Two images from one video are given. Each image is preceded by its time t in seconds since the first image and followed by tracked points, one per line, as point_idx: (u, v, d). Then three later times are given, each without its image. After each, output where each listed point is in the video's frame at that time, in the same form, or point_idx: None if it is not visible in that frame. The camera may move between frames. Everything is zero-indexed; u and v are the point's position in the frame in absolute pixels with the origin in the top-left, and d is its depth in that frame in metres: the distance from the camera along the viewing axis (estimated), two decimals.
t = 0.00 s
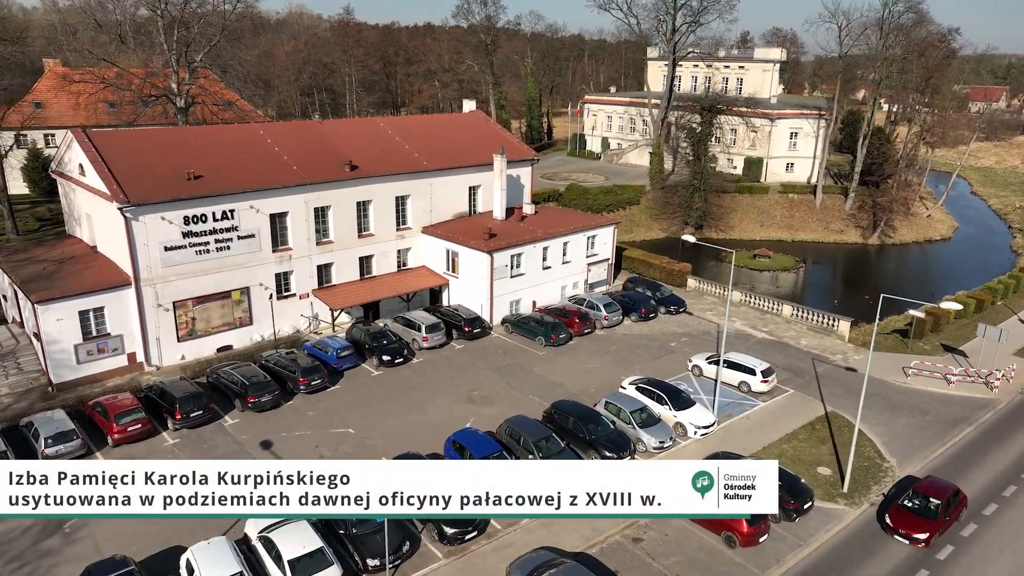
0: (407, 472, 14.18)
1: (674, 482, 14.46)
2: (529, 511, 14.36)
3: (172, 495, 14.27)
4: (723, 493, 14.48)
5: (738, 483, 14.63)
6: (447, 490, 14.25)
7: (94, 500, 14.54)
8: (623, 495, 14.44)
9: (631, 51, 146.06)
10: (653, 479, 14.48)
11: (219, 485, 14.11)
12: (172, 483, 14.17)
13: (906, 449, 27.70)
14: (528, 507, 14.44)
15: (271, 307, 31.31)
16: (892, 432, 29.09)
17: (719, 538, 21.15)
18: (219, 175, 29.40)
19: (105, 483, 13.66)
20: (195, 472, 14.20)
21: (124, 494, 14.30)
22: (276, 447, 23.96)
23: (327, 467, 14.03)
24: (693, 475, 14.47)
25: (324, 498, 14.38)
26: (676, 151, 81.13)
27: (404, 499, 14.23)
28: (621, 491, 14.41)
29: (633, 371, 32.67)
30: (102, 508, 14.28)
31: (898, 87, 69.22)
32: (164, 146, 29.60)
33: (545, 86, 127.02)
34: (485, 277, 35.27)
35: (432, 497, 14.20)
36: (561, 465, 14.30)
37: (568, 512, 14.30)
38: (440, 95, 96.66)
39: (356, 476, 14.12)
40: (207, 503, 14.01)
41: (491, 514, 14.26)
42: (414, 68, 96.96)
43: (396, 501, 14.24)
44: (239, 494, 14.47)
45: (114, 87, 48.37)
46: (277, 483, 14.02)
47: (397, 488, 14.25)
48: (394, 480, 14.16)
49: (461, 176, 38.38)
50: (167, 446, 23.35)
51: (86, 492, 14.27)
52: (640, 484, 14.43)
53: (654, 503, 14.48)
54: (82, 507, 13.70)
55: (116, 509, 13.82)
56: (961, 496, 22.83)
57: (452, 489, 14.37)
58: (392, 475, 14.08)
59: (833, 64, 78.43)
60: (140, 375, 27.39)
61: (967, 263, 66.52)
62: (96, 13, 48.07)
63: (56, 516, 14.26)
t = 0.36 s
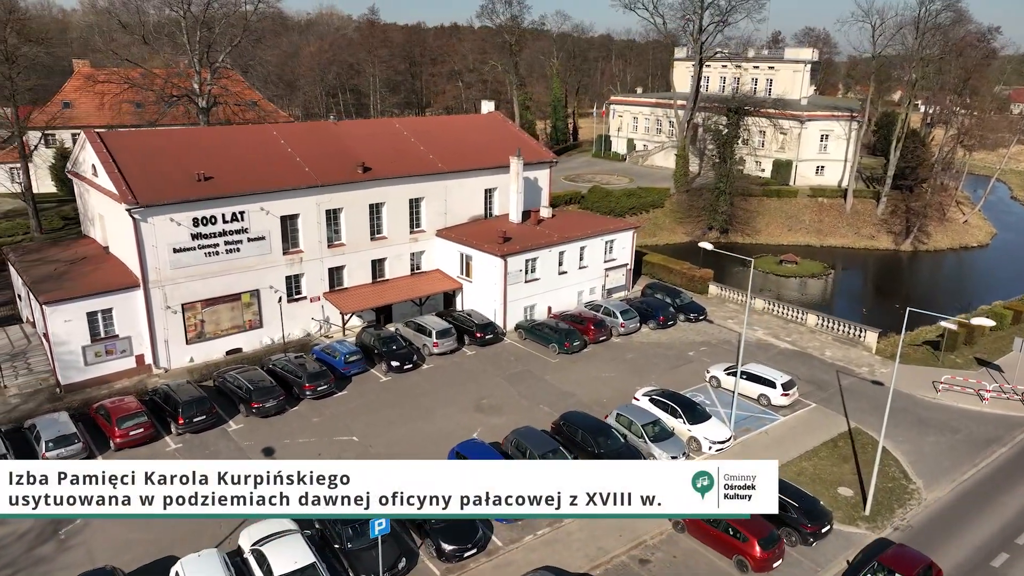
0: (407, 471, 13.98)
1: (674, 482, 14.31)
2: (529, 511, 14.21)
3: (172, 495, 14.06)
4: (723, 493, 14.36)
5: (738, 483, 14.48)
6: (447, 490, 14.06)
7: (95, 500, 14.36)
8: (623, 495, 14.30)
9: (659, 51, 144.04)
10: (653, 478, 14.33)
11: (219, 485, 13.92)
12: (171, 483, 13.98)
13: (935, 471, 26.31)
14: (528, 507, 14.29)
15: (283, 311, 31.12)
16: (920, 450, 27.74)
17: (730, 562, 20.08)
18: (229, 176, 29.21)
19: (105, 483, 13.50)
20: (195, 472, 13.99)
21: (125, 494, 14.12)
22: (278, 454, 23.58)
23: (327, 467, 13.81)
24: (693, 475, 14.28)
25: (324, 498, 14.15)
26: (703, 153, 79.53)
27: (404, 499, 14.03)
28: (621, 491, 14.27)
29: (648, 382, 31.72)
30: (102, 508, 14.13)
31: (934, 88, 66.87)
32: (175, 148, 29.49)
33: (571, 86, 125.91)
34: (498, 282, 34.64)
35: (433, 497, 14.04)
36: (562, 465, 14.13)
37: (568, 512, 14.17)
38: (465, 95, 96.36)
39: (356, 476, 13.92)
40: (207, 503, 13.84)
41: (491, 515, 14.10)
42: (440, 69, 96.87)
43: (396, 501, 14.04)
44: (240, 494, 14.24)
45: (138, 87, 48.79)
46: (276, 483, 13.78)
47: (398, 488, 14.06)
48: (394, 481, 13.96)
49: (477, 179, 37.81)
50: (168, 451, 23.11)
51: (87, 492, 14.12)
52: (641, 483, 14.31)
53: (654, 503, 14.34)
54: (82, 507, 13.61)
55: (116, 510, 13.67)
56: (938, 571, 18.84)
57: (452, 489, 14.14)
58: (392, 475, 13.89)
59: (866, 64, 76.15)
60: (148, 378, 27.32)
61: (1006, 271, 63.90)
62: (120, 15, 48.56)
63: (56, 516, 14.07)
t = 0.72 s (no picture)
0: (407, 471, 13.34)
1: (674, 480, 13.65)
2: (529, 512, 13.50)
3: (171, 495, 13.37)
4: (723, 493, 13.60)
5: (738, 483, 13.72)
6: (447, 489, 13.41)
7: (95, 499, 13.67)
8: (623, 494, 13.66)
9: (689, 51, 141.98)
10: (652, 478, 13.69)
11: (219, 485, 13.25)
12: (172, 483, 13.31)
13: (966, 495, 24.85)
14: (528, 507, 13.57)
15: (293, 314, 30.83)
16: (950, 473, 26.28)
17: None
18: (240, 178, 28.99)
19: (104, 484, 12.82)
20: (195, 471, 13.33)
21: (124, 494, 13.42)
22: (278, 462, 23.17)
23: (327, 466, 13.17)
24: (692, 475, 13.60)
25: (324, 498, 13.47)
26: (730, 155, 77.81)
27: (404, 499, 13.37)
28: (621, 491, 13.66)
29: (664, 393, 30.70)
30: (102, 508, 13.42)
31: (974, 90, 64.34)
32: (187, 149, 29.36)
33: (598, 87, 124.73)
34: (512, 287, 33.92)
35: (433, 496, 13.39)
36: (562, 463, 13.49)
37: (568, 512, 13.48)
38: (490, 96, 95.92)
39: (356, 476, 13.25)
40: (207, 503, 13.16)
41: (491, 515, 13.38)
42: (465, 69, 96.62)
43: (396, 501, 13.36)
44: (240, 494, 13.57)
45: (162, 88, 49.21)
46: (276, 483, 13.12)
47: (398, 487, 13.40)
48: (394, 480, 13.30)
49: (494, 182, 37.15)
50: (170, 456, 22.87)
51: (86, 492, 13.41)
52: (641, 483, 13.69)
53: (654, 503, 13.68)
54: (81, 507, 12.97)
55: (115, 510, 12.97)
56: None
57: (451, 488, 13.48)
58: (393, 474, 13.25)
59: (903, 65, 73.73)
60: (155, 380, 27.29)
61: None
62: (145, 17, 49.01)
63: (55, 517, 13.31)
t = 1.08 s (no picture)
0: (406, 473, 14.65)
1: (675, 484, 15.42)
2: (530, 511, 14.93)
3: (172, 495, 14.69)
4: (723, 492, 15.43)
5: (736, 484, 15.58)
6: (447, 490, 14.74)
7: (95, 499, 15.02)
8: (624, 495, 15.29)
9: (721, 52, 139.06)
10: (654, 480, 15.40)
11: (219, 485, 14.59)
12: (172, 483, 14.60)
13: (1000, 523, 23.39)
14: (528, 507, 15.00)
15: (304, 318, 30.55)
16: (984, 497, 24.82)
17: None
18: (251, 180, 28.76)
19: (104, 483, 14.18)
20: (196, 471, 14.62)
21: (124, 494, 14.74)
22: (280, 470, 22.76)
23: (327, 467, 14.52)
24: (694, 475, 15.38)
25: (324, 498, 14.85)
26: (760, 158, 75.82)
27: (404, 499, 14.70)
28: (622, 491, 15.25)
29: (681, 405, 29.66)
30: (102, 507, 14.80)
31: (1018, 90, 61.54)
32: (199, 151, 29.24)
33: (626, 88, 122.98)
34: (527, 293, 33.20)
35: (432, 497, 14.72)
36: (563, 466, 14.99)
37: (567, 511, 14.90)
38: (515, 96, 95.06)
39: (355, 476, 14.58)
40: (207, 502, 14.52)
41: (491, 514, 14.81)
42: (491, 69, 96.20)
43: (395, 501, 14.70)
44: (239, 494, 14.87)
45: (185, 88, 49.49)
46: (276, 483, 14.43)
47: (397, 488, 14.73)
48: (395, 481, 14.62)
49: (511, 184, 36.46)
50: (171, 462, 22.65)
51: (87, 492, 14.75)
52: (641, 484, 15.38)
53: (654, 503, 15.39)
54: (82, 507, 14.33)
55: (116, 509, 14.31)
56: None
57: (451, 489, 14.83)
58: (392, 476, 14.56)
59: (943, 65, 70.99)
60: (164, 383, 27.21)
61: None
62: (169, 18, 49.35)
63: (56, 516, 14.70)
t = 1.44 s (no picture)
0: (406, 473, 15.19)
1: (675, 484, 16.39)
2: (530, 510, 15.45)
3: (172, 495, 15.11)
4: (722, 492, 16.32)
5: (734, 485, 16.45)
6: (447, 490, 15.26)
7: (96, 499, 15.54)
8: (624, 495, 16.02)
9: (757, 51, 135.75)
10: (654, 480, 16.25)
11: (219, 485, 15.05)
12: (171, 483, 15.00)
13: None
14: (528, 507, 15.51)
15: (319, 321, 30.32)
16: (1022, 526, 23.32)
17: None
18: (266, 181, 28.61)
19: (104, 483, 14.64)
20: (195, 471, 14.99)
21: (125, 494, 15.22)
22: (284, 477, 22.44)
23: (327, 467, 15.03)
24: (694, 475, 16.27)
25: (324, 499, 15.42)
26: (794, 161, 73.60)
27: (405, 499, 15.24)
28: (622, 491, 15.99)
29: (700, 419, 28.60)
30: (103, 507, 15.32)
31: None
32: (215, 152, 29.21)
33: (658, 89, 120.94)
34: (544, 298, 32.48)
35: (433, 497, 15.26)
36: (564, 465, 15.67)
37: (568, 510, 15.42)
38: (543, 97, 94.06)
39: (355, 476, 15.11)
40: (207, 502, 15.00)
41: (491, 513, 15.35)
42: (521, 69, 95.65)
43: (395, 501, 15.20)
44: (239, 494, 15.28)
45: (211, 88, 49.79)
46: (276, 483, 14.87)
47: (397, 488, 15.24)
48: (395, 481, 15.13)
49: (531, 187, 35.76)
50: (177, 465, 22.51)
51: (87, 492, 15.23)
52: (641, 485, 16.18)
53: (653, 502, 16.18)
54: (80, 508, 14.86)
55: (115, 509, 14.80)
56: None
57: (451, 489, 15.32)
58: (393, 476, 15.09)
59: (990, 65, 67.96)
60: (176, 385, 27.20)
61: None
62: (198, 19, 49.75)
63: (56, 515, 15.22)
